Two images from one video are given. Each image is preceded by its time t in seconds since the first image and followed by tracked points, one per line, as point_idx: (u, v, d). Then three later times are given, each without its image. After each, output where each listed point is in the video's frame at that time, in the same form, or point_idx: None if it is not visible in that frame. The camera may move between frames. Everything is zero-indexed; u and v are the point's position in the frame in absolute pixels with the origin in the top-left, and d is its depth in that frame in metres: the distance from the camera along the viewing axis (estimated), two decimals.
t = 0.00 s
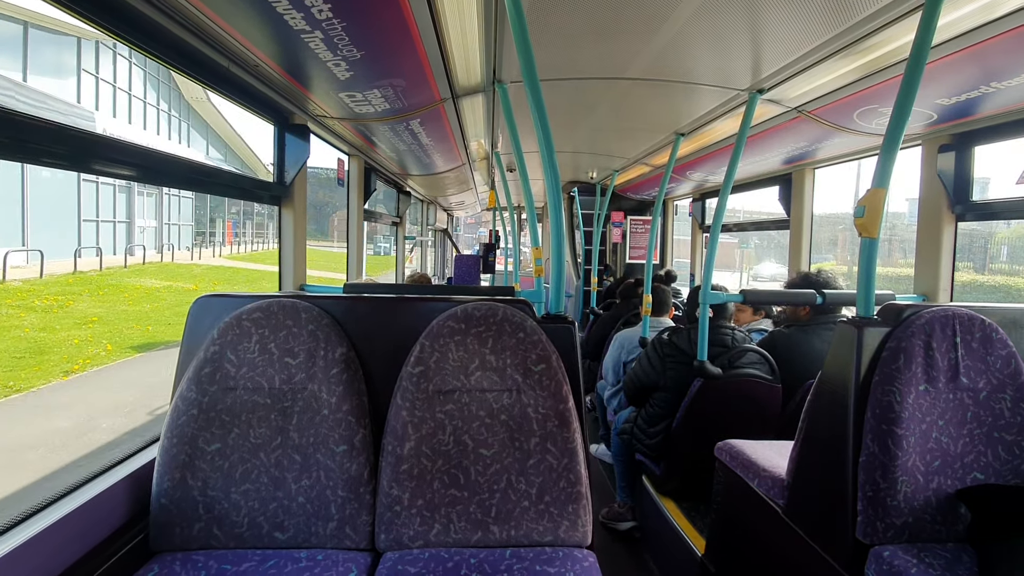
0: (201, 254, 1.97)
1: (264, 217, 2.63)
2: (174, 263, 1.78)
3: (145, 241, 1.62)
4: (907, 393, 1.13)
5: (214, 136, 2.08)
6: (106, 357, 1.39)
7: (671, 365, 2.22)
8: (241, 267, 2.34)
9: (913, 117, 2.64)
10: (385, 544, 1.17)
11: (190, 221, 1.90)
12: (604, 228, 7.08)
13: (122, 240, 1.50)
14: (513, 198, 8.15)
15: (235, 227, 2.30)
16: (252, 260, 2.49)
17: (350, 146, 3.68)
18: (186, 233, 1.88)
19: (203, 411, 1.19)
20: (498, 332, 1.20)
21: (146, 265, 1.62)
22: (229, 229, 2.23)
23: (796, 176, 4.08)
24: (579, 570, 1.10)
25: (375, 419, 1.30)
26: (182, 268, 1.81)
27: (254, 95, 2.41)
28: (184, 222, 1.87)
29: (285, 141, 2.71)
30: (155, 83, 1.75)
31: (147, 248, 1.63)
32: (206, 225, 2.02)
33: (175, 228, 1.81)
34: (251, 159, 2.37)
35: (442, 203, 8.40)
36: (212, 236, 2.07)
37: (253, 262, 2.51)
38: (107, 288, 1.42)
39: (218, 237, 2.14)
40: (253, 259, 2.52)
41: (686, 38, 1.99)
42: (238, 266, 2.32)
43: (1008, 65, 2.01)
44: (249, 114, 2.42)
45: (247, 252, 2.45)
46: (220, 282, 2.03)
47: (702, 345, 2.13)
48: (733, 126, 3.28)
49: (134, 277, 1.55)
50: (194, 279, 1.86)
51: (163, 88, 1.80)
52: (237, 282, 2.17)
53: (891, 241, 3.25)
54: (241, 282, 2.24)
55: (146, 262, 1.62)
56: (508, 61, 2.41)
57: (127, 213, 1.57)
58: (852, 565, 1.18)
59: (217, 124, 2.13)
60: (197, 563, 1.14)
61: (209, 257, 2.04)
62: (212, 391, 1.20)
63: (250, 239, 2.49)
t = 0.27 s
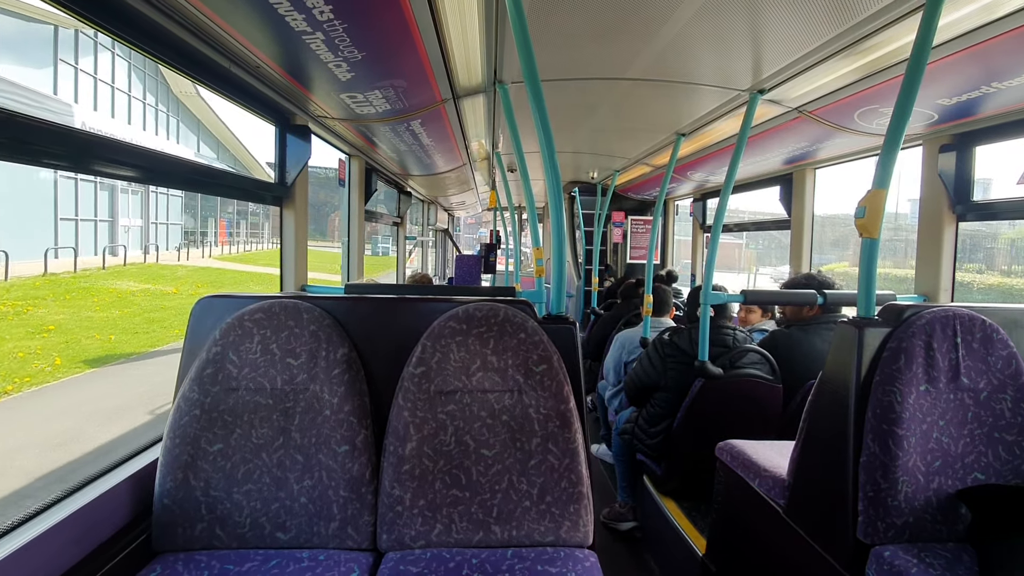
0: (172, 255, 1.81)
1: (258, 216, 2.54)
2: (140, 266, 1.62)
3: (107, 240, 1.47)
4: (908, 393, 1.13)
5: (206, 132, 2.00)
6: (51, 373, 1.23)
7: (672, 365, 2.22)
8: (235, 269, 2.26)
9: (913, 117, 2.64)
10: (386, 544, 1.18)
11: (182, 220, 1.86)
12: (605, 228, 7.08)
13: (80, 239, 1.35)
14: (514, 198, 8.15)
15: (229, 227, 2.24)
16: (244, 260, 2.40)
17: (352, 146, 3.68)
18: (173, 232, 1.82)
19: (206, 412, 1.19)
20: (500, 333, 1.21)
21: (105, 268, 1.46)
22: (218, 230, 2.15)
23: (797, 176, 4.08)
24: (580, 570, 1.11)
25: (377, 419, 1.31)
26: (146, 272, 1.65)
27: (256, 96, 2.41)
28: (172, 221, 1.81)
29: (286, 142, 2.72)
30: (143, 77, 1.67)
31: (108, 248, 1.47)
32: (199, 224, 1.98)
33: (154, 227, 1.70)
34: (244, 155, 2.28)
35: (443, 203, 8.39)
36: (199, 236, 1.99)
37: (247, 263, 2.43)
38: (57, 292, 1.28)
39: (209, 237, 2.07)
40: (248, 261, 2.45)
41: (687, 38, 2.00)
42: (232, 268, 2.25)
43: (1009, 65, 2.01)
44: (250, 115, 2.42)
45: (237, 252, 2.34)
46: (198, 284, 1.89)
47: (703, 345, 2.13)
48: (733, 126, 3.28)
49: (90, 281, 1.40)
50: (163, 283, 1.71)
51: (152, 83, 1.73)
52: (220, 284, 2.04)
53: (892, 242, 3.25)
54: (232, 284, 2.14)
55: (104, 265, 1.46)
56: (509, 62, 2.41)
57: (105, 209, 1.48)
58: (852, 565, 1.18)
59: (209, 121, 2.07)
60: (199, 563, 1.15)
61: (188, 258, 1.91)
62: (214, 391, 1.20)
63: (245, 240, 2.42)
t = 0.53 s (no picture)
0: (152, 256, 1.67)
1: (252, 215, 2.47)
2: (116, 268, 1.48)
3: (82, 240, 1.35)
4: (907, 392, 1.13)
5: (196, 128, 1.93)
6: None
7: (672, 364, 2.22)
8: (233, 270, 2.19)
9: (913, 117, 2.65)
10: (388, 542, 1.19)
11: (172, 220, 1.79)
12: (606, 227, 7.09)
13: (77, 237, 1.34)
14: (515, 197, 8.15)
15: (223, 228, 2.17)
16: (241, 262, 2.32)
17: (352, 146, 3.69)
18: (160, 232, 1.74)
19: (208, 410, 1.20)
20: (500, 332, 1.21)
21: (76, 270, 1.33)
22: (211, 231, 2.08)
23: (798, 175, 4.08)
24: (581, 568, 1.11)
25: (378, 418, 1.32)
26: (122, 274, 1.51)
27: (258, 96, 2.42)
28: (159, 220, 1.73)
29: (287, 141, 2.72)
30: (125, 67, 1.58)
31: (77, 249, 1.33)
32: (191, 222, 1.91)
33: (138, 227, 1.62)
34: (236, 152, 2.19)
35: (443, 202, 8.39)
36: (190, 238, 1.91)
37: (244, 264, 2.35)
38: (17, 297, 1.16)
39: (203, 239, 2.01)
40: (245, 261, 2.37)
41: (687, 37, 2.00)
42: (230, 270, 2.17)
43: (1008, 65, 2.01)
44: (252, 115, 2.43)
45: (232, 253, 2.26)
46: (179, 287, 1.75)
47: (703, 344, 2.14)
48: (734, 125, 3.28)
49: (58, 284, 1.27)
50: (141, 286, 1.56)
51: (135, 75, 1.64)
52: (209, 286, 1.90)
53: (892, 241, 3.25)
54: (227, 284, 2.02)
55: (75, 267, 1.33)
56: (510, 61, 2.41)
57: (85, 207, 1.40)
58: (851, 563, 1.19)
59: (197, 116, 1.98)
60: (202, 560, 1.15)
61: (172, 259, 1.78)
62: (216, 390, 1.21)
63: (239, 241, 2.34)
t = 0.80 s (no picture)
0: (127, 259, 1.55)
1: (247, 216, 2.40)
2: (86, 270, 1.38)
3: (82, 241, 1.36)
4: (909, 392, 1.13)
5: (187, 125, 1.86)
6: None
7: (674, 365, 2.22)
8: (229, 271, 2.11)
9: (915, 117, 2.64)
10: (389, 541, 1.19)
11: (159, 218, 1.73)
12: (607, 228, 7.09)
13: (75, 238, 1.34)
14: (516, 197, 8.15)
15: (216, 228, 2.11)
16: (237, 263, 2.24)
17: (354, 145, 3.69)
18: (147, 231, 1.67)
19: (210, 409, 1.20)
20: (502, 332, 1.21)
21: (37, 274, 1.22)
22: (203, 231, 2.01)
23: (799, 176, 4.08)
24: (582, 568, 1.11)
25: (380, 417, 1.32)
26: (88, 278, 1.38)
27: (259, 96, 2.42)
28: (145, 220, 1.67)
29: (288, 141, 2.73)
30: (107, 59, 1.50)
31: (49, 249, 1.26)
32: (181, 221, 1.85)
33: (122, 227, 1.55)
34: (230, 150, 2.12)
35: (445, 202, 8.39)
36: (177, 239, 1.84)
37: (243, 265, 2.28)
38: None
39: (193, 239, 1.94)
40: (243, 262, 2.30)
41: (689, 37, 1.99)
42: (227, 271, 2.08)
43: (1011, 65, 2.01)
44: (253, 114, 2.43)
45: (226, 253, 2.19)
46: (156, 290, 1.63)
47: (704, 344, 2.14)
48: (735, 125, 3.27)
49: (18, 288, 1.16)
50: (109, 291, 1.43)
51: (119, 67, 1.55)
52: (192, 289, 1.79)
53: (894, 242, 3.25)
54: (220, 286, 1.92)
55: (43, 269, 1.24)
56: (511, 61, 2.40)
57: (74, 206, 1.36)
58: (852, 563, 1.19)
59: (186, 111, 1.89)
60: (204, 559, 1.16)
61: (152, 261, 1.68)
62: (218, 389, 1.21)
63: (233, 241, 2.27)
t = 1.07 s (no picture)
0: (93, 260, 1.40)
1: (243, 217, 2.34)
2: (53, 274, 1.28)
3: (78, 240, 1.35)
4: (909, 395, 1.13)
5: (173, 121, 1.77)
6: None
7: (674, 367, 2.22)
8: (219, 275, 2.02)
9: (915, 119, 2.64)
10: (388, 543, 1.19)
11: (144, 217, 1.65)
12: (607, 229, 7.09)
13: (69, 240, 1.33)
14: (517, 199, 8.15)
15: (206, 229, 2.03)
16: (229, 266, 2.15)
17: (354, 147, 3.69)
18: (129, 231, 1.59)
19: (210, 412, 1.20)
20: (502, 334, 1.21)
21: None
22: (191, 231, 1.94)
23: (799, 177, 4.08)
24: (582, 570, 1.11)
25: (380, 420, 1.32)
26: (51, 282, 1.27)
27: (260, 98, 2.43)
28: (128, 219, 1.59)
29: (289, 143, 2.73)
30: (84, 48, 1.39)
31: (13, 249, 1.16)
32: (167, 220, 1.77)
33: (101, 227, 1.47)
34: (220, 148, 2.05)
35: (444, 204, 8.39)
36: (162, 240, 1.75)
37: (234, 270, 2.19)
38: None
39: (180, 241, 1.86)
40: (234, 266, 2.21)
41: (690, 39, 1.99)
42: (215, 275, 1.99)
43: (1010, 68, 2.01)
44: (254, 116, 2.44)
45: (217, 254, 2.10)
46: (126, 296, 1.51)
47: (704, 346, 2.14)
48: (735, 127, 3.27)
49: None
50: (70, 297, 1.31)
51: (99, 58, 1.45)
52: (191, 290, 1.79)
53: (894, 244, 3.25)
54: (202, 293, 1.81)
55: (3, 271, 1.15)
56: (511, 63, 2.40)
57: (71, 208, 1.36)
58: (852, 566, 1.18)
59: (174, 106, 1.80)
60: (203, 562, 1.15)
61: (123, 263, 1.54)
62: (218, 391, 1.21)
63: (226, 243, 2.20)
